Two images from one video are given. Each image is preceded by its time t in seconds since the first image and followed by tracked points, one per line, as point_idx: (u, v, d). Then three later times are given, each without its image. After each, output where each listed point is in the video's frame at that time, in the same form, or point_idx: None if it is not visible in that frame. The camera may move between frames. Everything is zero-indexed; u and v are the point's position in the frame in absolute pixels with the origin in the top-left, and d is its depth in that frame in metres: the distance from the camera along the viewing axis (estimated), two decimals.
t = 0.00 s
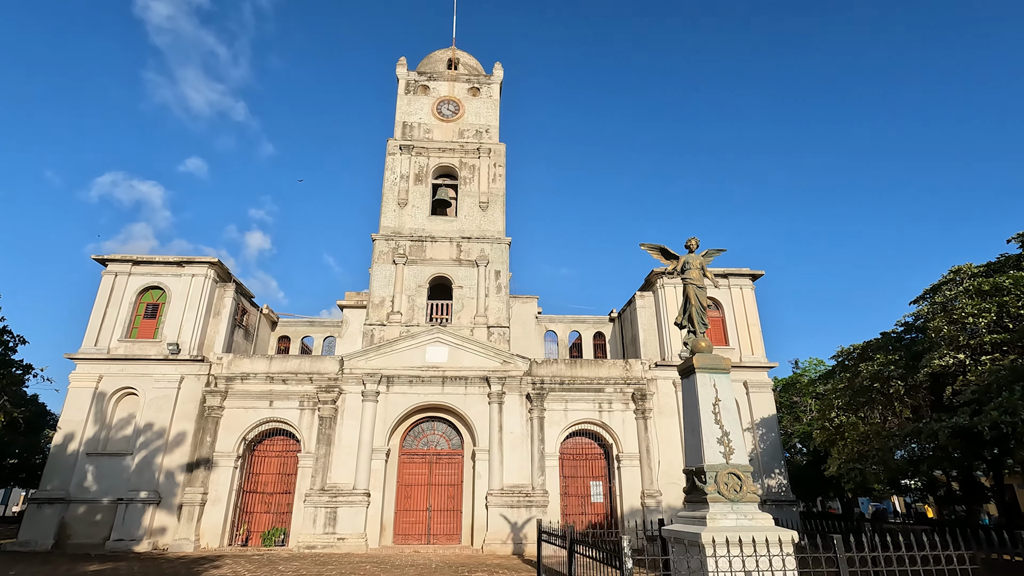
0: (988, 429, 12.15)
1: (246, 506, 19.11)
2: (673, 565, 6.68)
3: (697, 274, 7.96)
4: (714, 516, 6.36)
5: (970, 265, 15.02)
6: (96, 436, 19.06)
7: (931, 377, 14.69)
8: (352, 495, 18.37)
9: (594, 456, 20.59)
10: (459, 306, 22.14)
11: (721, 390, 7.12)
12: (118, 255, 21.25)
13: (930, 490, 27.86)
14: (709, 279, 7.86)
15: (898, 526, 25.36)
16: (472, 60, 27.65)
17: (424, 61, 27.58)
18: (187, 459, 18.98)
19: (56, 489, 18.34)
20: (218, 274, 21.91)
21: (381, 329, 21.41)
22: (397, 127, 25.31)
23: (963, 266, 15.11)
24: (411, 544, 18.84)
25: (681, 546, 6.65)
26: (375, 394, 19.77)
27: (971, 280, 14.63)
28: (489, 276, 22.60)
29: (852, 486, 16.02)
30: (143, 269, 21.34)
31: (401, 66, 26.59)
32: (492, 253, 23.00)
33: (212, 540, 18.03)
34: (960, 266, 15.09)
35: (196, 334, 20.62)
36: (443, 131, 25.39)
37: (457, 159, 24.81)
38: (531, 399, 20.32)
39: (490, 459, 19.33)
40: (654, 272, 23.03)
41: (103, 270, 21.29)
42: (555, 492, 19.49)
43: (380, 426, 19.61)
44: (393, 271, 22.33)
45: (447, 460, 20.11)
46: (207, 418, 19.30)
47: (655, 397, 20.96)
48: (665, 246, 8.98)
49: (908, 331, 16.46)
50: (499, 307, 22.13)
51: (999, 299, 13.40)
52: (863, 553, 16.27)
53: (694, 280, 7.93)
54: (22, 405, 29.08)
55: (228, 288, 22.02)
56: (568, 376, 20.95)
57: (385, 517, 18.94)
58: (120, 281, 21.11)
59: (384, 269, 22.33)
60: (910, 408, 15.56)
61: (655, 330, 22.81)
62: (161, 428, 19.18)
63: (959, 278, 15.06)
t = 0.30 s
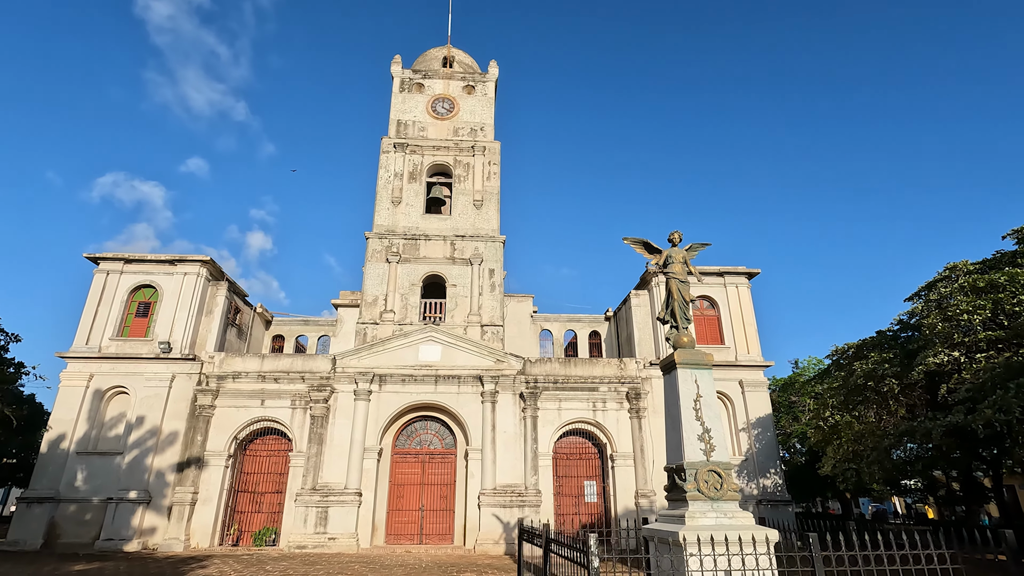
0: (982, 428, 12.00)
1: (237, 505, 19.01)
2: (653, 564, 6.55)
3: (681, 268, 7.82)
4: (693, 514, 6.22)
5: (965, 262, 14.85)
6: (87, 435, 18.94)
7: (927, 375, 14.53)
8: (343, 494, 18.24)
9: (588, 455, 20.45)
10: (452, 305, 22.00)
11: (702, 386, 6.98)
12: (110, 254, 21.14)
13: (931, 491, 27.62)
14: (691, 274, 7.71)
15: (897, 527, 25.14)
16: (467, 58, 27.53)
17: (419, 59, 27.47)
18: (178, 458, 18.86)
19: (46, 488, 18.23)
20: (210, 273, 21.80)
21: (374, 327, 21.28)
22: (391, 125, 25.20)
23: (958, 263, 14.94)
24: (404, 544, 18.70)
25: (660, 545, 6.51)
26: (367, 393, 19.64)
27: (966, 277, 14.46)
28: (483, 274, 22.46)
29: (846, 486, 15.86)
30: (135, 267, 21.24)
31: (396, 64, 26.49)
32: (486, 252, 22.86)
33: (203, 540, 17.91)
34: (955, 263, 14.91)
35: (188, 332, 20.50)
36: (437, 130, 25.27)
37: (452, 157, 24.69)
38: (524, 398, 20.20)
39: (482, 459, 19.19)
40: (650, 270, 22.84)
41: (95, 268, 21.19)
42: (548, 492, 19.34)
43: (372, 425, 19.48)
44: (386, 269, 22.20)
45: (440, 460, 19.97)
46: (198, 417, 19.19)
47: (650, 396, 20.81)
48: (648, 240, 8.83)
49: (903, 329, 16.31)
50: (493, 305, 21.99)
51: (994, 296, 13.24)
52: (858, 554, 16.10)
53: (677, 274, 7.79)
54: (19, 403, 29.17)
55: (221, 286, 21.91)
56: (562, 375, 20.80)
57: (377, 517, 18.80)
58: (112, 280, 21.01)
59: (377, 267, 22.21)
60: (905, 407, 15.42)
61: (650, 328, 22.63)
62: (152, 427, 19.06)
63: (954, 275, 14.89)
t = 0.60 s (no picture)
0: (978, 428, 11.82)
1: (228, 505, 18.88)
2: (631, 565, 6.40)
3: (663, 263, 7.65)
4: (671, 515, 6.06)
5: (961, 259, 14.64)
6: (78, 434, 18.84)
7: (923, 374, 14.34)
8: (335, 494, 18.11)
9: (583, 455, 20.29)
10: (447, 304, 21.85)
11: (684, 384, 6.82)
12: (103, 252, 21.06)
13: (933, 491, 27.35)
14: (674, 268, 7.54)
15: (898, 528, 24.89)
16: (463, 56, 27.38)
17: (415, 57, 27.35)
18: (169, 458, 18.73)
19: (37, 488, 18.14)
20: (204, 271, 21.68)
21: (367, 326, 21.14)
22: (386, 123, 25.07)
23: (955, 259, 14.72)
24: (396, 544, 18.56)
25: (638, 546, 6.35)
26: (360, 392, 19.51)
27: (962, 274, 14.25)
28: (478, 273, 22.31)
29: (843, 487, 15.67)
30: (128, 266, 21.15)
31: (391, 62, 26.37)
32: (481, 250, 22.71)
33: (193, 540, 17.78)
34: (952, 260, 14.71)
35: (180, 331, 20.39)
36: (433, 128, 25.13)
37: (447, 155, 24.55)
38: (518, 397, 20.05)
39: (476, 459, 19.03)
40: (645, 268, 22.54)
41: (88, 267, 21.10)
42: (542, 492, 19.18)
43: (364, 424, 19.35)
44: (380, 268, 22.06)
45: (433, 459, 19.82)
46: (189, 416, 19.07)
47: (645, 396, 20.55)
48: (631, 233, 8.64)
49: (900, 328, 16.11)
50: (487, 304, 21.84)
51: (991, 293, 13.03)
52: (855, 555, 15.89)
53: (660, 268, 7.63)
54: (16, 402, 29.19)
55: (214, 285, 21.79)
56: (556, 374, 20.63)
57: (369, 517, 18.65)
58: (104, 278, 20.92)
59: (371, 266, 22.08)
60: (901, 407, 15.23)
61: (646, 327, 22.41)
62: (143, 427, 18.95)
63: (951, 272, 14.68)
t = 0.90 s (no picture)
0: (976, 429, 11.59)
1: (221, 506, 18.74)
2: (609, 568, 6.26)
3: (646, 259, 7.51)
4: (649, 517, 5.93)
5: (960, 257, 14.41)
6: (71, 435, 18.78)
7: (921, 374, 14.10)
8: (328, 496, 17.97)
9: (579, 457, 20.09)
10: (442, 304, 21.72)
11: (665, 382, 6.69)
12: (97, 253, 21.03)
13: (937, 494, 26.98)
14: (657, 264, 7.39)
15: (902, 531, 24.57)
16: (460, 56, 27.28)
17: (412, 57, 27.27)
18: (162, 458, 18.65)
19: (29, 489, 18.06)
20: (198, 272, 21.62)
21: (362, 327, 21.03)
22: (383, 123, 24.99)
23: (953, 258, 14.50)
24: (390, 546, 18.41)
25: (617, 548, 6.22)
26: (354, 393, 19.39)
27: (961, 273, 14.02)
28: (473, 273, 22.18)
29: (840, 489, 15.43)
30: (123, 266, 21.12)
31: (388, 62, 26.31)
32: (476, 250, 22.59)
33: (185, 542, 17.68)
34: (950, 259, 14.48)
35: (174, 332, 20.33)
36: (429, 127, 25.02)
37: (443, 155, 24.44)
38: (513, 398, 19.88)
39: (470, 460, 18.86)
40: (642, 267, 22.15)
41: (83, 267, 21.07)
42: (537, 494, 19.02)
43: (358, 425, 19.21)
44: (375, 268, 21.96)
45: (428, 461, 19.66)
46: (183, 417, 18.99)
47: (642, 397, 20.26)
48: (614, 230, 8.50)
49: (899, 328, 15.87)
50: (482, 305, 21.71)
51: (989, 292, 12.80)
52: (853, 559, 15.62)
53: (642, 264, 7.51)
54: (13, 402, 29.16)
55: (208, 286, 21.73)
56: (552, 375, 20.46)
57: (363, 519, 18.49)
58: (99, 279, 20.89)
59: (366, 266, 21.97)
60: (899, 408, 14.99)
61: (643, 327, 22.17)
62: (136, 427, 18.88)
63: (949, 271, 14.46)
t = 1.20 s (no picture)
0: (975, 432, 11.34)
1: (213, 511, 18.60)
2: None
3: (629, 257, 7.37)
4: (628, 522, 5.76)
5: (958, 258, 14.18)
6: (65, 439, 18.70)
7: (921, 377, 13.86)
8: (322, 500, 17.81)
9: (576, 462, 19.87)
10: (437, 307, 21.58)
11: (646, 382, 6.56)
12: (93, 256, 20.99)
13: (944, 500, 26.53)
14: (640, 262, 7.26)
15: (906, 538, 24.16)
16: (458, 59, 27.23)
17: (409, 60, 27.24)
18: (155, 462, 18.53)
19: (22, 492, 17.97)
20: (194, 275, 21.55)
21: (357, 330, 20.92)
22: (380, 126, 24.94)
23: (952, 258, 14.27)
24: (384, 552, 18.22)
25: (595, 554, 6.04)
26: (348, 396, 19.25)
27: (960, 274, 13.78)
28: (469, 276, 22.05)
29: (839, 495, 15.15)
30: (118, 269, 21.07)
31: (385, 65, 26.28)
32: (472, 253, 22.46)
33: (178, 546, 17.53)
34: (949, 259, 14.26)
35: (169, 335, 20.25)
36: (426, 130, 24.95)
37: (440, 158, 24.35)
38: (509, 402, 19.70)
39: (465, 464, 18.67)
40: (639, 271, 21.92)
41: (78, 270, 21.05)
42: (533, 500, 18.80)
43: (353, 430, 19.06)
44: (370, 271, 21.86)
45: (423, 466, 19.47)
46: (176, 421, 18.88)
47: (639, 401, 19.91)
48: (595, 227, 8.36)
49: (899, 330, 15.62)
50: (478, 308, 21.57)
51: (990, 293, 12.55)
52: (853, 566, 15.32)
53: (625, 262, 7.38)
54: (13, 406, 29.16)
55: (204, 289, 21.66)
56: (548, 379, 20.25)
57: (356, 524, 18.30)
58: (95, 282, 20.87)
59: (361, 269, 21.88)
60: (899, 411, 14.73)
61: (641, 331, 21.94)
62: (129, 431, 18.79)
63: (948, 271, 14.23)
